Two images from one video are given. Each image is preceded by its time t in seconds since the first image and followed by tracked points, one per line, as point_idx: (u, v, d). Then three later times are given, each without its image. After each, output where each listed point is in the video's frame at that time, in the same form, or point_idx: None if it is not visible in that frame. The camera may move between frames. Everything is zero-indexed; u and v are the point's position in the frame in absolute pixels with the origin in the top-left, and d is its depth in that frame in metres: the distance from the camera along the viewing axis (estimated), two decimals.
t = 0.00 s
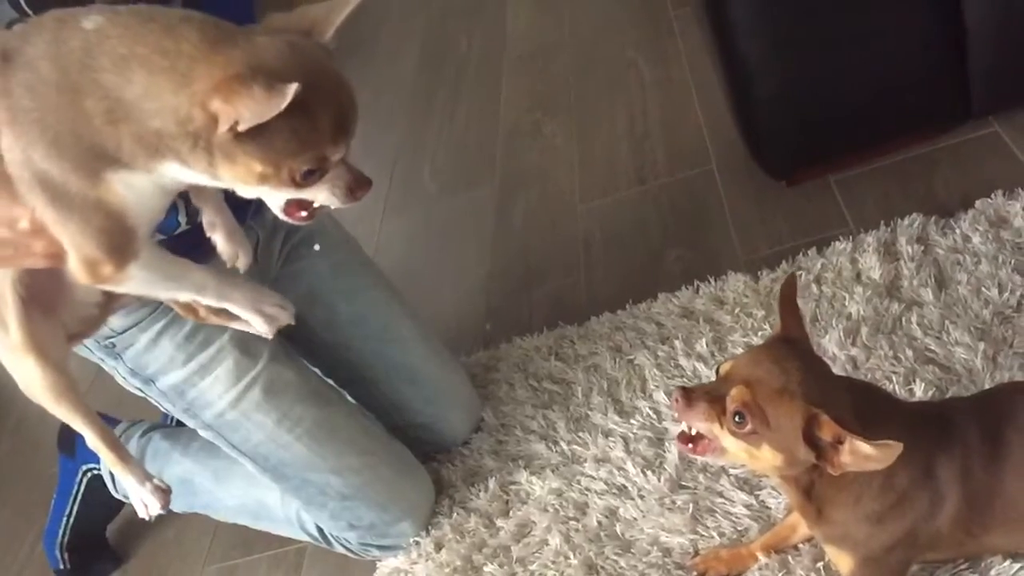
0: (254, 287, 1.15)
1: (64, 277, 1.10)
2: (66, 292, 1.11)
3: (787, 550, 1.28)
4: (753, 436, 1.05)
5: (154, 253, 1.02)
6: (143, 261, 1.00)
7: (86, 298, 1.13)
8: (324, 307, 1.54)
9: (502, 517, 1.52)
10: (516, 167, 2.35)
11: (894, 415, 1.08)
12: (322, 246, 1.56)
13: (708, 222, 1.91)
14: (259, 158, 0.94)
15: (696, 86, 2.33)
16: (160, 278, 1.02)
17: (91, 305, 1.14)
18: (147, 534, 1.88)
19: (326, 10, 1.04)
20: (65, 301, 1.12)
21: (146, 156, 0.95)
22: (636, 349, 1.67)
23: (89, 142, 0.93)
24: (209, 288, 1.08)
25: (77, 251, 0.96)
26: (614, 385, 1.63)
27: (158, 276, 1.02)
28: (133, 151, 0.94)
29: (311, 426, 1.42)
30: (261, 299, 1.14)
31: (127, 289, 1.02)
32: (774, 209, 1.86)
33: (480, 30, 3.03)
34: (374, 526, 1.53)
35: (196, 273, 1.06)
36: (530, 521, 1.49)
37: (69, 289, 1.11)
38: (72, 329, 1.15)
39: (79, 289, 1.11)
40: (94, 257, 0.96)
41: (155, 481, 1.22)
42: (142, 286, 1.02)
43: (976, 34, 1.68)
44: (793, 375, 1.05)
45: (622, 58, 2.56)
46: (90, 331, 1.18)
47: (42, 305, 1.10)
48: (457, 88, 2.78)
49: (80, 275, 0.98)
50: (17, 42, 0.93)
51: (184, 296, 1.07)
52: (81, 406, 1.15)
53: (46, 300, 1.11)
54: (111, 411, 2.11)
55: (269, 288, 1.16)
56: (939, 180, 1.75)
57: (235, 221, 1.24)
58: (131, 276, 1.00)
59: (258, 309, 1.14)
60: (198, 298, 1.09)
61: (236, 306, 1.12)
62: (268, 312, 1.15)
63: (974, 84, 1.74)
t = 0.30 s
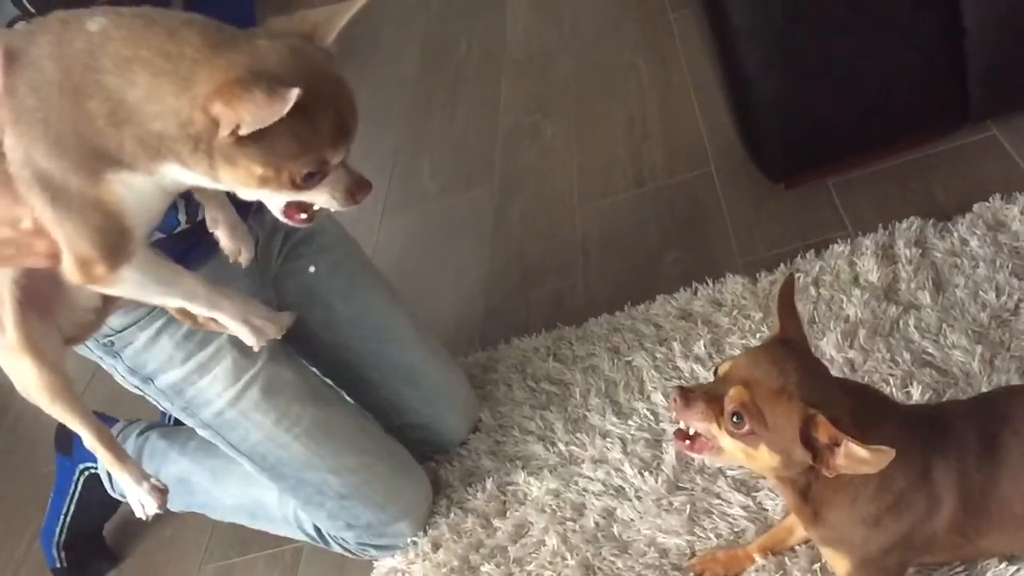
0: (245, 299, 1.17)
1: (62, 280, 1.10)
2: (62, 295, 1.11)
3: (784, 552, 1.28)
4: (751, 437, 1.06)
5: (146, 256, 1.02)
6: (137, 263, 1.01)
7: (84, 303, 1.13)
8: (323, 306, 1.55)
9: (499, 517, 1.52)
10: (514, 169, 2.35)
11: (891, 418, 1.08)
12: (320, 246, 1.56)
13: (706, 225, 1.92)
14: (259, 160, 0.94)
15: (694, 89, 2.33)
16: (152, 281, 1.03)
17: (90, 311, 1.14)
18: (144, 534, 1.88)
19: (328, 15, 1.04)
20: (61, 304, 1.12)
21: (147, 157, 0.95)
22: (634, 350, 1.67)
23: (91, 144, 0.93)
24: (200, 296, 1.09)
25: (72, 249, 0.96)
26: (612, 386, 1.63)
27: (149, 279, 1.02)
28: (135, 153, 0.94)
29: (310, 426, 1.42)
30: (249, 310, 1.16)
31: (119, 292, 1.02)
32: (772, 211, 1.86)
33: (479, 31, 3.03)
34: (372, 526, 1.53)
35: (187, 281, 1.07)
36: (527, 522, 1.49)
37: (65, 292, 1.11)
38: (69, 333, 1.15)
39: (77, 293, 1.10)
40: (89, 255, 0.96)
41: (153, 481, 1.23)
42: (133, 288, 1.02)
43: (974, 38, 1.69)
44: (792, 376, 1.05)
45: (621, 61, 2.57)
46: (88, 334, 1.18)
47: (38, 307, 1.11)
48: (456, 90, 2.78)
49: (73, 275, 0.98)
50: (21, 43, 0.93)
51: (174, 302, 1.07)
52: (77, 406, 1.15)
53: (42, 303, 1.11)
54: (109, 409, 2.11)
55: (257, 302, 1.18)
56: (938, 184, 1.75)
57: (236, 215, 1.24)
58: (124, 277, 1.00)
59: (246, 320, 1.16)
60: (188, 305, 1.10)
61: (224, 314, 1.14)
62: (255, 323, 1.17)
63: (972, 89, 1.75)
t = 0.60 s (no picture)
0: (233, 307, 1.18)
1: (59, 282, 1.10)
2: (59, 297, 1.12)
3: (780, 554, 1.28)
4: (748, 437, 1.06)
5: (137, 256, 1.02)
6: (127, 263, 1.00)
7: (80, 307, 1.13)
8: (321, 306, 1.55)
9: (496, 518, 1.52)
10: (513, 170, 2.35)
11: (887, 422, 1.08)
12: (319, 246, 1.56)
13: (704, 227, 1.92)
14: (256, 162, 0.94)
15: (693, 91, 2.34)
16: (142, 283, 1.02)
17: (84, 315, 1.14)
18: (140, 531, 1.88)
19: (327, 18, 1.04)
20: (57, 305, 1.12)
21: (145, 156, 0.95)
22: (631, 352, 1.67)
23: (91, 143, 0.93)
24: (189, 300, 1.09)
25: (64, 245, 0.95)
26: (610, 388, 1.63)
27: (139, 279, 1.02)
28: (134, 152, 0.94)
29: (307, 426, 1.42)
30: (236, 318, 1.17)
31: (106, 291, 1.01)
32: (770, 214, 1.87)
33: (479, 32, 3.04)
34: (369, 526, 1.53)
35: (177, 284, 1.07)
36: (524, 523, 1.50)
37: (62, 294, 1.11)
38: (66, 335, 1.15)
39: (74, 296, 1.11)
40: (81, 253, 0.96)
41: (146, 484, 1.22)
42: (122, 290, 1.02)
43: (973, 43, 1.70)
44: (790, 377, 1.05)
45: (621, 63, 2.57)
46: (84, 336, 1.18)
47: (34, 308, 1.11)
48: (455, 90, 2.78)
49: (64, 272, 0.97)
50: (22, 42, 0.94)
51: (162, 305, 1.07)
52: (71, 408, 1.15)
53: (39, 305, 1.11)
54: (107, 406, 2.12)
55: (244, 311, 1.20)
56: (936, 188, 1.76)
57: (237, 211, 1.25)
58: (114, 277, 0.99)
59: (234, 330, 1.17)
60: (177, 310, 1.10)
61: (212, 321, 1.14)
62: (241, 331, 1.18)
63: (971, 94, 1.75)
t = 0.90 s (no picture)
0: (227, 308, 1.17)
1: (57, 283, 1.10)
2: (57, 298, 1.11)
3: (777, 555, 1.29)
4: (744, 438, 1.06)
5: (132, 253, 1.02)
6: (122, 260, 1.00)
7: (75, 308, 1.13)
8: (318, 305, 1.55)
9: (493, 518, 1.52)
10: (512, 171, 2.36)
11: (884, 423, 1.08)
12: (317, 246, 1.56)
13: (702, 229, 1.92)
14: (254, 161, 0.94)
15: (692, 93, 2.34)
16: (136, 280, 1.02)
17: (77, 317, 1.14)
18: (137, 530, 1.88)
19: (325, 18, 1.04)
20: (53, 306, 1.12)
21: (144, 154, 0.95)
22: (629, 353, 1.68)
23: (90, 141, 0.93)
24: (183, 300, 1.08)
25: (60, 241, 0.95)
26: (607, 389, 1.64)
27: (134, 278, 1.02)
28: (132, 150, 0.95)
29: (305, 425, 1.42)
30: (230, 319, 1.16)
31: (100, 288, 1.01)
32: (768, 216, 1.87)
33: (479, 33, 3.04)
34: (365, 526, 1.53)
35: (172, 283, 1.07)
36: (521, 523, 1.50)
37: (60, 295, 1.11)
38: (62, 337, 1.15)
39: (72, 298, 1.11)
40: (77, 250, 0.96)
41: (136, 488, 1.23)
42: (116, 289, 1.02)
43: (972, 48, 1.69)
44: (786, 377, 1.05)
45: (619, 64, 2.57)
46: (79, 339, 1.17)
47: (30, 308, 1.11)
48: (454, 91, 2.79)
49: (59, 269, 0.97)
50: (23, 39, 0.94)
51: (157, 305, 1.07)
52: (64, 411, 1.15)
53: (35, 305, 1.11)
54: (104, 405, 2.12)
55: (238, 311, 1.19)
56: (934, 191, 1.76)
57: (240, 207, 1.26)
58: (108, 274, 0.99)
59: (229, 329, 1.16)
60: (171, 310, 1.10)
61: (206, 320, 1.13)
62: (235, 333, 1.18)
63: (969, 98, 1.75)
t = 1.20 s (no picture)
0: (227, 306, 1.17)
1: (54, 281, 1.10)
2: (53, 298, 1.11)
3: (774, 555, 1.29)
4: (740, 438, 1.07)
5: (131, 250, 1.02)
6: (121, 256, 1.00)
7: (71, 306, 1.13)
8: (316, 304, 1.55)
9: (490, 517, 1.52)
10: (510, 171, 2.36)
11: (882, 425, 1.09)
12: (315, 245, 1.56)
13: (701, 230, 1.93)
14: (251, 160, 0.95)
15: (691, 94, 2.34)
16: (135, 277, 1.02)
17: (73, 316, 1.14)
18: (134, 528, 1.88)
19: (324, 18, 1.04)
20: (48, 306, 1.12)
21: (143, 152, 0.95)
22: (627, 354, 1.68)
23: (89, 138, 0.93)
24: (184, 296, 1.08)
25: (60, 237, 0.95)
26: (605, 389, 1.64)
27: (133, 274, 1.02)
28: (131, 148, 0.95)
29: (303, 424, 1.42)
30: (231, 317, 1.17)
31: (99, 284, 1.01)
32: (767, 218, 1.87)
33: (479, 33, 3.04)
34: (362, 524, 1.53)
35: (172, 279, 1.07)
36: (518, 522, 1.50)
37: (55, 295, 1.11)
38: (55, 337, 1.14)
39: (70, 296, 1.11)
40: (76, 246, 0.95)
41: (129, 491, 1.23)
42: (115, 285, 1.01)
43: (970, 52, 1.70)
44: (783, 378, 1.05)
45: (619, 65, 2.58)
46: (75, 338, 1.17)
47: (26, 308, 1.10)
48: (453, 91, 2.79)
49: (58, 265, 0.97)
50: (23, 36, 0.94)
51: (159, 301, 1.06)
52: (59, 412, 1.15)
53: (31, 305, 1.11)
54: (102, 402, 2.12)
55: (237, 309, 1.19)
56: (932, 193, 1.76)
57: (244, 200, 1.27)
58: (108, 270, 0.99)
59: (229, 326, 1.16)
60: (170, 307, 1.09)
61: (207, 318, 1.13)
62: (236, 330, 1.18)
63: (967, 102, 1.75)
